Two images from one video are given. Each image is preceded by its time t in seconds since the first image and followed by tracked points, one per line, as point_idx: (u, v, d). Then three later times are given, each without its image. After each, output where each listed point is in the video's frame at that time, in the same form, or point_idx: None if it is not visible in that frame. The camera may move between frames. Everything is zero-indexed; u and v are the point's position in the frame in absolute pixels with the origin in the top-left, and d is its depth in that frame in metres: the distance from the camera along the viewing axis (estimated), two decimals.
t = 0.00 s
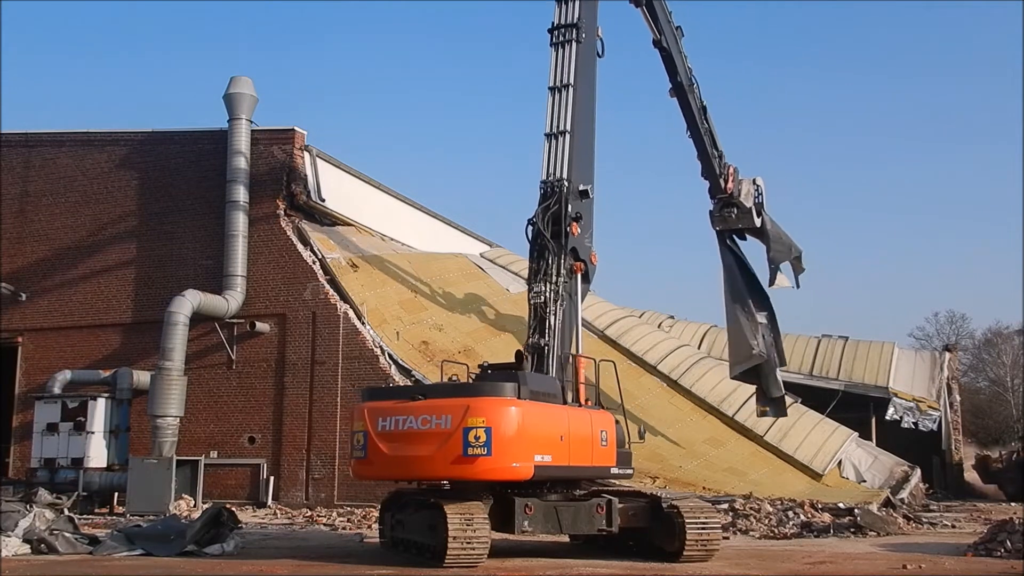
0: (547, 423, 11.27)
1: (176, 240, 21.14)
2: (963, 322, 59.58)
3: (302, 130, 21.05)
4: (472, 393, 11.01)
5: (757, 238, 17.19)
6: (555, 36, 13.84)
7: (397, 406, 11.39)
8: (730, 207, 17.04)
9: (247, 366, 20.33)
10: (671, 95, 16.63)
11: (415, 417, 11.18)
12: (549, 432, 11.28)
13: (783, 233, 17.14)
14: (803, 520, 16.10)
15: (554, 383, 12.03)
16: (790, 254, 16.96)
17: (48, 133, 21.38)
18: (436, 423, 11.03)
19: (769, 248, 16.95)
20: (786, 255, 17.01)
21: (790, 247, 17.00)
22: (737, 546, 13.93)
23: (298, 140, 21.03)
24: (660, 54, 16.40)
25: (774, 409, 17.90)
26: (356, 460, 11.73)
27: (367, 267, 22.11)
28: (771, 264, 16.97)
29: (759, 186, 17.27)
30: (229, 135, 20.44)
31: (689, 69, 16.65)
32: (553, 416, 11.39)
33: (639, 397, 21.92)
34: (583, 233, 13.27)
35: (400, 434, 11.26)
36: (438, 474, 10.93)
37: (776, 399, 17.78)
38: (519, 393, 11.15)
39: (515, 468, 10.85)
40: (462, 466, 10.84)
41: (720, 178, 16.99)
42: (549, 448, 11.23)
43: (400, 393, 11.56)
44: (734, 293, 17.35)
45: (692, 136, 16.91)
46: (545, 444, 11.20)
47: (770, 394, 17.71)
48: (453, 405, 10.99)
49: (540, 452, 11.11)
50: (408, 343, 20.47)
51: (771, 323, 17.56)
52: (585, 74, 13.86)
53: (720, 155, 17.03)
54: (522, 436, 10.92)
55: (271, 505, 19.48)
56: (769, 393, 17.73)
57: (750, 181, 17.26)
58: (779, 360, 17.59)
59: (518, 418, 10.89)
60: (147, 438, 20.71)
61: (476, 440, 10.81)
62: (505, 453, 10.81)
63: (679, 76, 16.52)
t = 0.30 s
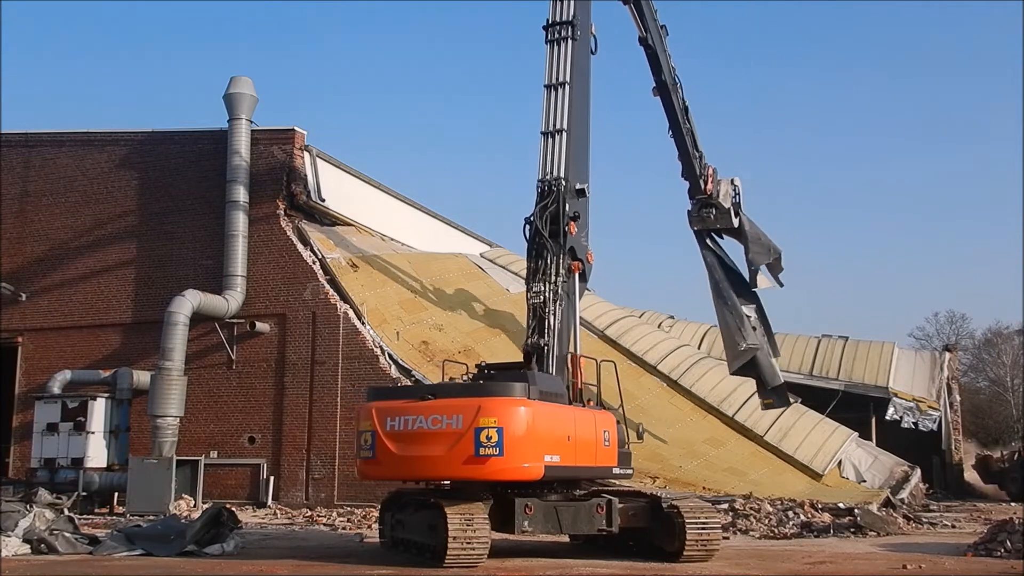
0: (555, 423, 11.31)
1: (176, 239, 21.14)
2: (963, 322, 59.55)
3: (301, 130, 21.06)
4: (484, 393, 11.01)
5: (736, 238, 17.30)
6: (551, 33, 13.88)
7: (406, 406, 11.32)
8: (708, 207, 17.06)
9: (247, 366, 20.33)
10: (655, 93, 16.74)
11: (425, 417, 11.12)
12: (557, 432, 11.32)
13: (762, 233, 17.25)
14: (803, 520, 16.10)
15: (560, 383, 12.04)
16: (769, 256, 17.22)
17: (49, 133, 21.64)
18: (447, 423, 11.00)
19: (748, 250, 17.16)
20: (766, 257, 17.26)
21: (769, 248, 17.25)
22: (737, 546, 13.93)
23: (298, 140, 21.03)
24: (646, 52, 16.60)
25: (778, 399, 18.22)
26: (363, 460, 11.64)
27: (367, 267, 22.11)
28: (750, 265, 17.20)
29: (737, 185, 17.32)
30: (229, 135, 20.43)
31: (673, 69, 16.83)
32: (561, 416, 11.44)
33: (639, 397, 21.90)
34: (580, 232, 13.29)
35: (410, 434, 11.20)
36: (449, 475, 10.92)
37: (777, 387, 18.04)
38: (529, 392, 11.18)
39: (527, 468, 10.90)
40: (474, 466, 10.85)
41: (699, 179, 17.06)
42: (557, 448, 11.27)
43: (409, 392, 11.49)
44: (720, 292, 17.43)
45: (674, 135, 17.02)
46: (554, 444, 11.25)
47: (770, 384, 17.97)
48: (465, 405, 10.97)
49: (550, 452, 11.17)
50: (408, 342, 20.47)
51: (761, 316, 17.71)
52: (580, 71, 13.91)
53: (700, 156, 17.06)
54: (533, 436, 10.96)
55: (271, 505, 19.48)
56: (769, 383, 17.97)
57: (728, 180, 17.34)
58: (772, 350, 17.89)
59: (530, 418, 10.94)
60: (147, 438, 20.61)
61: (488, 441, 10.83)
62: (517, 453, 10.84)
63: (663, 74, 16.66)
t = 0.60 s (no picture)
0: (565, 422, 11.37)
1: (177, 239, 21.15)
2: (963, 322, 59.54)
3: (301, 131, 21.07)
4: (496, 393, 11.04)
5: (711, 239, 17.33)
6: (546, 33, 13.90)
7: (416, 406, 11.30)
8: (685, 208, 17.12)
9: (247, 366, 20.33)
10: (638, 94, 16.92)
11: (436, 417, 11.10)
12: (567, 432, 11.38)
13: (738, 235, 17.27)
14: (803, 520, 16.10)
15: (566, 384, 12.04)
16: (744, 257, 17.20)
17: (50, 133, 21.30)
18: (459, 423, 11.00)
19: (724, 251, 17.15)
20: (741, 259, 17.23)
21: (745, 250, 17.24)
22: (737, 546, 13.93)
23: (298, 140, 21.05)
24: (630, 53, 16.83)
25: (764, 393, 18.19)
26: (372, 460, 11.62)
27: (367, 268, 22.11)
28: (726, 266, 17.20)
29: (713, 188, 17.40)
30: (229, 135, 20.43)
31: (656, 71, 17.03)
32: (570, 417, 11.49)
33: (639, 397, 21.90)
34: (578, 232, 13.29)
35: (421, 434, 11.17)
36: (461, 475, 10.92)
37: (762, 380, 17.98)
38: (539, 392, 11.21)
39: (540, 468, 10.96)
40: (486, 467, 10.87)
41: (678, 182, 17.12)
42: (567, 448, 11.32)
43: (417, 392, 11.46)
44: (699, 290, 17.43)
45: (655, 137, 17.12)
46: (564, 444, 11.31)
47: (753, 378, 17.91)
48: (477, 405, 10.99)
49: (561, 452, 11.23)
50: (408, 342, 20.47)
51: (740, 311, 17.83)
52: (576, 71, 13.93)
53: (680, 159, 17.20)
54: (545, 436, 11.03)
55: (271, 505, 19.47)
56: (753, 376, 17.90)
57: (704, 184, 17.43)
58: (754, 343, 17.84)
59: (542, 418, 11.02)
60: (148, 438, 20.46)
61: (501, 441, 10.86)
62: (529, 453, 10.91)
63: (646, 75, 16.87)
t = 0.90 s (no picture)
0: (576, 422, 11.44)
1: (177, 239, 21.15)
2: (963, 322, 59.56)
3: (301, 131, 21.08)
4: (510, 394, 11.07)
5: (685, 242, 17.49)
6: (543, 32, 13.88)
7: (428, 406, 11.25)
8: (662, 214, 17.27)
9: (247, 366, 20.33)
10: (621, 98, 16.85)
11: (450, 417, 11.10)
12: (578, 433, 11.45)
13: (712, 239, 17.45)
14: (803, 520, 16.10)
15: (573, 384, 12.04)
16: (718, 262, 17.48)
17: (50, 133, 21.27)
18: (473, 423, 11.02)
19: (698, 255, 17.39)
20: (715, 262, 17.49)
21: (719, 255, 17.52)
22: (737, 546, 13.93)
23: (298, 140, 21.05)
24: (614, 55, 16.73)
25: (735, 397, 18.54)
26: (382, 460, 11.52)
27: (367, 268, 22.11)
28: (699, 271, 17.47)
29: (690, 191, 17.46)
30: (229, 135, 20.42)
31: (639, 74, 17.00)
32: (581, 417, 11.56)
33: (639, 397, 21.90)
34: (576, 232, 13.31)
35: (434, 434, 11.15)
36: (476, 475, 10.95)
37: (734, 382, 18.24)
38: (551, 392, 11.23)
39: (554, 469, 11.03)
40: (501, 467, 10.91)
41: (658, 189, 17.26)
42: (578, 449, 11.40)
43: (430, 391, 11.42)
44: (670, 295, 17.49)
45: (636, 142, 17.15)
46: (576, 445, 11.38)
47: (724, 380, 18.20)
48: (491, 405, 11.02)
49: (573, 452, 11.31)
50: (408, 343, 20.48)
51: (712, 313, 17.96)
52: (572, 70, 13.94)
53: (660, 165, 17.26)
54: (558, 436, 11.09)
55: (271, 505, 19.48)
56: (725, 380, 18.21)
57: (681, 187, 17.44)
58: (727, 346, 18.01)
59: (555, 418, 11.08)
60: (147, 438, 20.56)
61: (516, 441, 10.91)
62: (543, 453, 10.97)
63: (630, 79, 16.82)
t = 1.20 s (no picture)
0: (585, 423, 11.51)
1: (177, 239, 21.15)
2: (963, 321, 59.55)
3: (301, 131, 21.08)
4: (522, 393, 11.11)
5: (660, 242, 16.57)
6: (540, 33, 13.89)
7: (440, 405, 11.24)
8: (643, 218, 16.57)
9: (247, 366, 20.33)
10: (607, 101, 16.69)
11: (462, 417, 11.10)
12: (587, 433, 11.53)
13: (687, 238, 16.61)
14: (803, 520, 16.10)
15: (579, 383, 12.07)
16: (691, 261, 16.56)
17: (51, 133, 21.58)
18: (486, 423, 11.04)
19: (672, 254, 16.41)
20: (687, 262, 16.52)
21: (693, 254, 16.59)
22: (737, 546, 13.93)
23: (298, 140, 21.05)
24: (602, 57, 16.52)
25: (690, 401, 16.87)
26: (391, 460, 11.48)
27: (367, 268, 22.11)
28: (671, 270, 16.43)
29: (668, 192, 16.82)
30: (229, 135, 20.43)
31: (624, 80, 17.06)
32: (589, 417, 11.64)
33: (639, 397, 21.93)
34: (574, 232, 13.33)
35: (446, 434, 11.14)
36: (489, 474, 10.96)
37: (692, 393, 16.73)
38: (561, 391, 11.28)
39: (567, 468, 11.10)
40: (515, 466, 10.94)
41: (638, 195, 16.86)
42: (587, 449, 11.49)
43: (440, 391, 11.39)
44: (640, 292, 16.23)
45: (618, 145, 17.00)
46: (585, 445, 11.47)
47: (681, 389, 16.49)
48: (504, 405, 11.05)
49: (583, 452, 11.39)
50: (408, 343, 20.50)
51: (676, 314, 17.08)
52: (569, 70, 13.93)
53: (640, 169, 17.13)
54: (570, 435, 11.15)
55: (271, 505, 19.47)
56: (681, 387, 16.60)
57: (659, 188, 16.84)
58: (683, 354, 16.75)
59: (567, 418, 11.15)
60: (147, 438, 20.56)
61: (530, 440, 10.95)
62: (557, 453, 11.03)
63: (616, 84, 16.85)
